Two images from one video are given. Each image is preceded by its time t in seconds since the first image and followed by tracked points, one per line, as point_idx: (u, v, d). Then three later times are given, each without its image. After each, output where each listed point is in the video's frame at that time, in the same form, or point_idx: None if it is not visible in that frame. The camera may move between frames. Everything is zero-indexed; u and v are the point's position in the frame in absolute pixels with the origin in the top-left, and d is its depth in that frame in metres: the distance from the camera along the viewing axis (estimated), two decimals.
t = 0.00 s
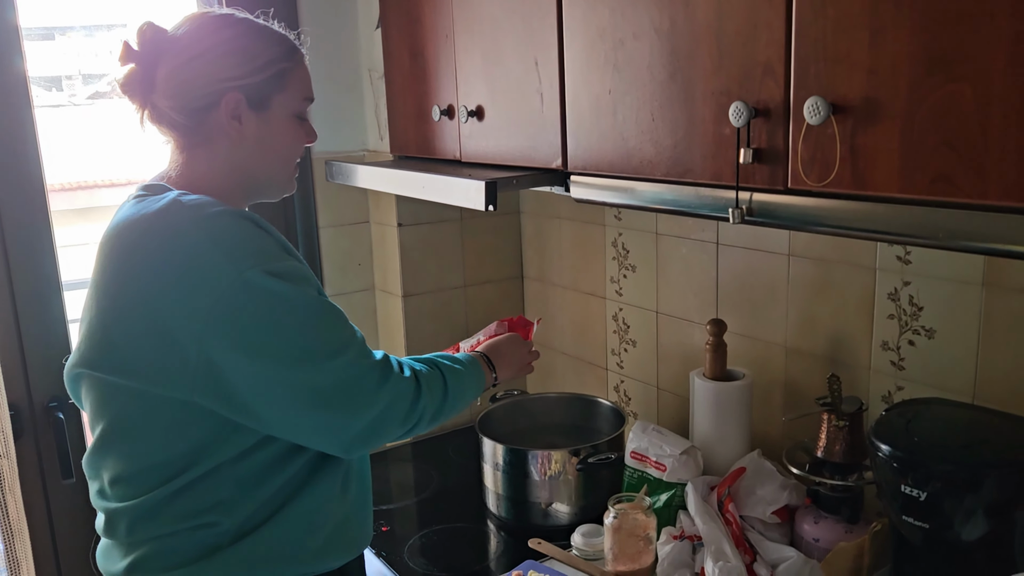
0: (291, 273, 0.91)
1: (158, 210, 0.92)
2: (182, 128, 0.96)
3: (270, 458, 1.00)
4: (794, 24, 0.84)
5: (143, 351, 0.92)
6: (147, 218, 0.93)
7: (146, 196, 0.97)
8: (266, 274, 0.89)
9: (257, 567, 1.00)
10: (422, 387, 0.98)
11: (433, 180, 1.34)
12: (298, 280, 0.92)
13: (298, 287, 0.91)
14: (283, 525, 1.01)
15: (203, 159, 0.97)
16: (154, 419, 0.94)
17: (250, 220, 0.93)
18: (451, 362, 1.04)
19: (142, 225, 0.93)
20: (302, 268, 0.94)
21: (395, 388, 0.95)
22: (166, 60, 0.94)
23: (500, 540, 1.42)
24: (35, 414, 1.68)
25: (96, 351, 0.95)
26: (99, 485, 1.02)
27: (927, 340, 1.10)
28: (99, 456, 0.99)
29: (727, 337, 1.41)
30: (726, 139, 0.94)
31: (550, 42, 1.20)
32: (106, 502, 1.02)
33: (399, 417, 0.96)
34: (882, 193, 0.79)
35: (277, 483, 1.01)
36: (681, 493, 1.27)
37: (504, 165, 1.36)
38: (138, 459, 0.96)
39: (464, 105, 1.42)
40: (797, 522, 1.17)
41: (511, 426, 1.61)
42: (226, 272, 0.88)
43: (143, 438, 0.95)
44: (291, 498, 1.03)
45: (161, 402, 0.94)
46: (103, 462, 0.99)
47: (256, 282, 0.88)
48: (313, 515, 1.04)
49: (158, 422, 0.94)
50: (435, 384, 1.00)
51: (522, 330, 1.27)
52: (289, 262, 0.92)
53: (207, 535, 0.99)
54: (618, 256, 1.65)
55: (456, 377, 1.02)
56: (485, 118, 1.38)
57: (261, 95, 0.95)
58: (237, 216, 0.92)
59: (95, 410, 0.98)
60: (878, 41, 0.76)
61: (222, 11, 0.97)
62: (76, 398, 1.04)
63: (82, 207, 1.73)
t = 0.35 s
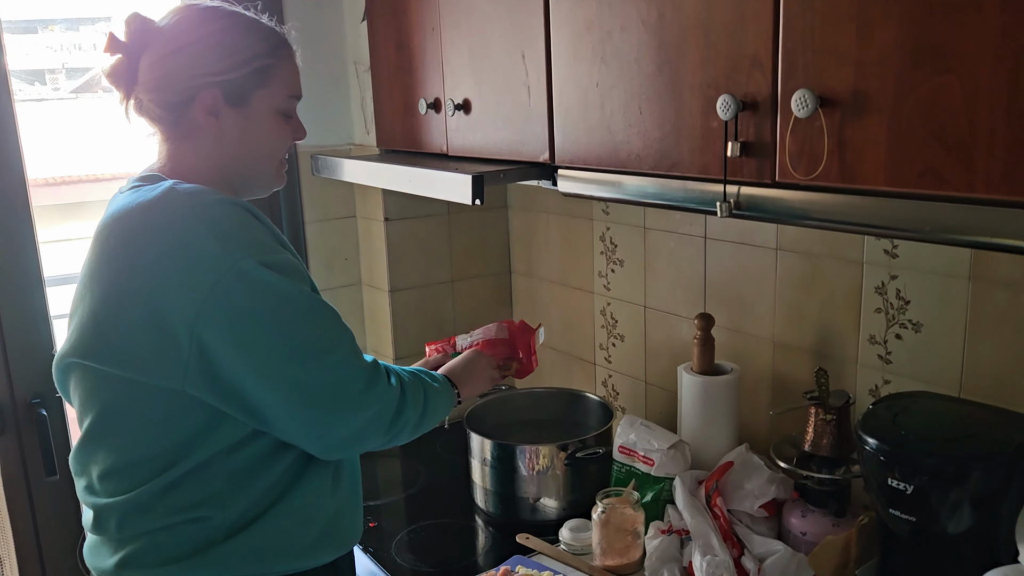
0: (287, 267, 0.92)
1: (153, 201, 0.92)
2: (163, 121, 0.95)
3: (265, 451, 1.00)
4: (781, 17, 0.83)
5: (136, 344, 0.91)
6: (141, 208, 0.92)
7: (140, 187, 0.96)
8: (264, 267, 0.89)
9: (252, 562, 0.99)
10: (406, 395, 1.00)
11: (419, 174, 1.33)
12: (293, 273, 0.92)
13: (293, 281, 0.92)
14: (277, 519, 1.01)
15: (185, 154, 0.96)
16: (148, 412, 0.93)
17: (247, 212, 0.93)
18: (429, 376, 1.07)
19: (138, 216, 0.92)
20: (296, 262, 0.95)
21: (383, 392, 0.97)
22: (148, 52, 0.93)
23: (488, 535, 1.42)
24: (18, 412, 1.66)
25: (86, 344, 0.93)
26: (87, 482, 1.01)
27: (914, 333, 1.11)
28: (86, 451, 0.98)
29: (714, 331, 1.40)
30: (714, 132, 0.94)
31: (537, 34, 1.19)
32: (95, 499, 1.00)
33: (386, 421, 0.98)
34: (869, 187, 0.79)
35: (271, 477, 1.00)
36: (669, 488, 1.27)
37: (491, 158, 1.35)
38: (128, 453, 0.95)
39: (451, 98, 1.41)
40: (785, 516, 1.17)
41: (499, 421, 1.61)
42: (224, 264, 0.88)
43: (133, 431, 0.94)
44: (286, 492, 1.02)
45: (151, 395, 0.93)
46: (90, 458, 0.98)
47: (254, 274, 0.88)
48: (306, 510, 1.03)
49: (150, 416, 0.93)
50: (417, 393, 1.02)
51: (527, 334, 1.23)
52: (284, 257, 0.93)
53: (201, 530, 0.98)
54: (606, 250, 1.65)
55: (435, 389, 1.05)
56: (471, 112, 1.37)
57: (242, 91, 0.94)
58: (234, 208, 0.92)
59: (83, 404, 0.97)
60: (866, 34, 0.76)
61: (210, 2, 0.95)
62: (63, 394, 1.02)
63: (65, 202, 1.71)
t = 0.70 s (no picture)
0: (283, 268, 0.91)
1: (147, 198, 0.90)
2: (148, 116, 0.94)
3: (257, 451, 0.99)
4: (776, 11, 0.83)
5: (128, 344, 0.89)
6: (135, 208, 0.90)
7: (132, 184, 0.94)
8: (261, 269, 0.88)
9: (244, 562, 0.98)
10: (396, 396, 1.01)
11: (409, 169, 1.32)
12: (289, 275, 0.92)
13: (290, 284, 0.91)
14: (269, 519, 1.00)
15: (170, 150, 0.95)
16: (139, 412, 0.92)
17: (242, 212, 0.92)
18: (417, 377, 1.07)
19: (131, 213, 0.90)
20: (291, 263, 0.94)
21: (377, 393, 0.97)
22: (137, 44, 0.92)
23: (479, 532, 1.41)
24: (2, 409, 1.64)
25: (76, 342, 0.92)
26: (74, 482, 0.99)
27: (906, 329, 1.10)
28: (75, 451, 0.96)
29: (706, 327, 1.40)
30: (707, 127, 0.93)
31: (529, 28, 1.18)
32: (82, 499, 0.98)
33: (378, 422, 0.98)
34: (864, 182, 0.78)
35: (263, 477, 0.99)
36: (661, 484, 1.26)
37: (482, 153, 1.34)
38: (119, 454, 0.93)
39: (442, 92, 1.40)
40: (777, 512, 1.17)
41: (490, 418, 1.60)
42: (220, 264, 0.86)
43: (126, 432, 0.93)
44: (278, 492, 1.01)
45: (144, 397, 0.91)
46: (79, 459, 0.96)
47: (252, 275, 0.87)
48: (298, 509, 1.02)
49: (143, 418, 0.92)
50: (406, 393, 1.03)
51: (535, 347, 1.26)
52: (280, 258, 0.92)
53: (192, 531, 0.97)
54: (597, 246, 1.64)
55: (423, 388, 1.06)
56: (462, 106, 1.36)
57: (229, 94, 0.92)
58: (230, 209, 0.91)
59: (71, 404, 0.95)
60: (861, 28, 0.75)
61: None
62: (50, 392, 1.00)
63: (50, 196, 1.70)
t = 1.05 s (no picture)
0: (280, 275, 0.90)
1: (141, 201, 0.89)
2: (146, 111, 0.92)
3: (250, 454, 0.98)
4: (775, 8, 0.82)
5: (121, 348, 0.88)
6: (128, 211, 0.89)
7: (124, 185, 0.93)
8: (258, 276, 0.87)
9: (235, 567, 0.97)
10: (388, 400, 1.00)
11: (402, 166, 1.31)
12: (285, 282, 0.90)
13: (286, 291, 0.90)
14: (261, 524, 0.99)
15: (164, 147, 0.94)
16: (132, 417, 0.91)
17: (239, 216, 0.91)
18: (406, 377, 1.06)
19: (124, 215, 0.89)
20: (287, 268, 0.92)
21: (370, 398, 0.96)
22: (142, 38, 0.91)
23: (473, 532, 1.40)
24: None
25: (67, 346, 0.90)
26: (61, 486, 0.97)
27: (903, 328, 1.10)
28: (63, 456, 0.94)
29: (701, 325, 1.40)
30: (705, 125, 0.92)
31: (523, 24, 1.17)
32: (70, 504, 0.97)
33: (371, 427, 0.97)
34: (864, 181, 0.78)
35: (255, 483, 0.98)
36: (656, 484, 1.26)
37: (476, 150, 1.33)
38: (109, 460, 0.92)
39: (435, 89, 1.39)
40: (773, 512, 1.16)
41: (484, 417, 1.59)
42: (216, 271, 0.85)
43: (117, 438, 0.91)
44: (270, 496, 1.00)
45: (136, 403, 0.90)
46: (67, 464, 0.95)
47: (249, 282, 0.86)
48: (290, 513, 1.01)
49: (134, 424, 0.91)
50: (399, 397, 1.02)
51: (527, 344, 1.25)
52: (276, 264, 0.91)
53: (182, 537, 0.95)
54: (591, 244, 1.63)
55: (415, 391, 1.05)
56: (456, 103, 1.34)
57: (230, 100, 0.90)
58: (226, 214, 0.89)
59: (59, 409, 0.93)
60: (861, 26, 0.75)
61: None
62: (36, 394, 0.99)
63: (36, 193, 1.68)
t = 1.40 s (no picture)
0: (271, 283, 0.88)
1: (128, 207, 0.87)
2: (138, 111, 0.91)
3: (238, 458, 0.96)
4: (774, 7, 0.81)
5: (108, 357, 0.86)
6: (115, 217, 0.87)
7: (109, 189, 0.91)
8: (248, 284, 0.85)
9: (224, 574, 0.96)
10: (379, 404, 0.98)
11: (395, 166, 1.29)
12: (276, 289, 0.89)
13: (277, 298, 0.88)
14: (250, 531, 0.97)
15: (152, 149, 0.92)
16: (118, 426, 0.89)
17: (228, 222, 0.89)
18: (397, 376, 1.04)
19: (110, 221, 0.87)
20: (277, 274, 0.91)
21: (360, 402, 0.95)
22: (141, 37, 0.89)
23: (467, 534, 1.39)
24: None
25: (51, 354, 0.88)
26: (44, 494, 0.95)
27: (900, 328, 1.09)
28: (47, 465, 0.93)
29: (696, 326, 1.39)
30: (702, 124, 0.91)
31: (517, 22, 1.15)
32: (53, 513, 0.95)
33: (362, 432, 0.95)
34: (864, 181, 0.77)
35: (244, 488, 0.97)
36: (652, 486, 1.25)
37: (470, 149, 1.32)
38: (95, 469, 0.90)
39: (427, 87, 1.37)
40: (769, 513, 1.16)
41: (477, 418, 1.58)
42: (206, 280, 0.84)
43: (104, 448, 0.90)
44: (259, 502, 0.99)
45: (123, 412, 0.88)
46: (51, 473, 0.93)
47: (239, 291, 0.84)
48: (279, 518, 1.00)
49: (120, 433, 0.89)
50: (389, 400, 1.00)
51: (533, 349, 1.21)
52: (266, 270, 0.89)
53: (169, 545, 0.94)
54: (585, 244, 1.62)
55: (405, 394, 1.03)
56: (449, 102, 1.33)
57: (227, 113, 0.89)
58: (215, 221, 0.88)
59: (43, 418, 0.91)
60: (862, 25, 0.74)
61: (227, 9, 0.91)
62: (18, 401, 0.97)
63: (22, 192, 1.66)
